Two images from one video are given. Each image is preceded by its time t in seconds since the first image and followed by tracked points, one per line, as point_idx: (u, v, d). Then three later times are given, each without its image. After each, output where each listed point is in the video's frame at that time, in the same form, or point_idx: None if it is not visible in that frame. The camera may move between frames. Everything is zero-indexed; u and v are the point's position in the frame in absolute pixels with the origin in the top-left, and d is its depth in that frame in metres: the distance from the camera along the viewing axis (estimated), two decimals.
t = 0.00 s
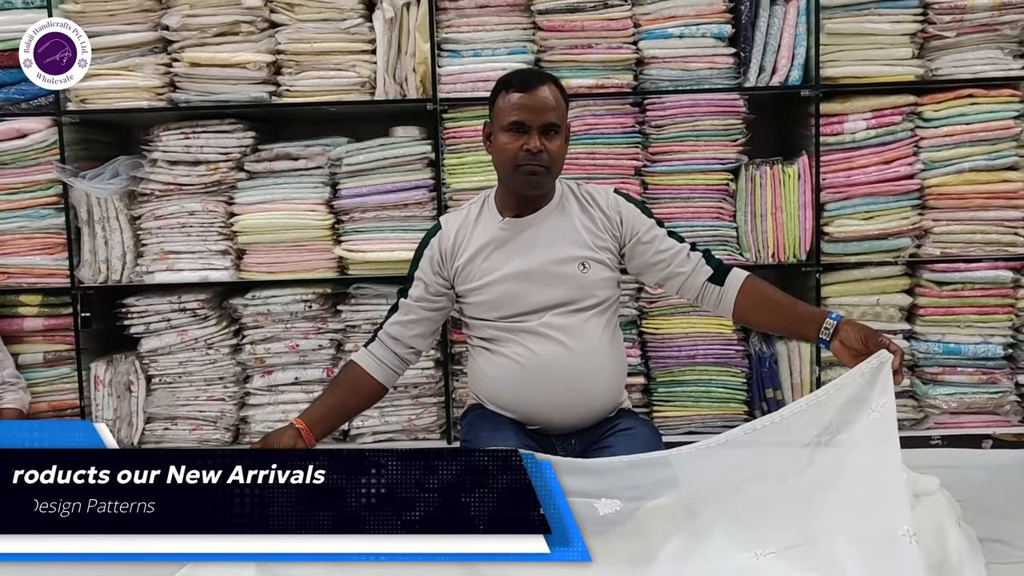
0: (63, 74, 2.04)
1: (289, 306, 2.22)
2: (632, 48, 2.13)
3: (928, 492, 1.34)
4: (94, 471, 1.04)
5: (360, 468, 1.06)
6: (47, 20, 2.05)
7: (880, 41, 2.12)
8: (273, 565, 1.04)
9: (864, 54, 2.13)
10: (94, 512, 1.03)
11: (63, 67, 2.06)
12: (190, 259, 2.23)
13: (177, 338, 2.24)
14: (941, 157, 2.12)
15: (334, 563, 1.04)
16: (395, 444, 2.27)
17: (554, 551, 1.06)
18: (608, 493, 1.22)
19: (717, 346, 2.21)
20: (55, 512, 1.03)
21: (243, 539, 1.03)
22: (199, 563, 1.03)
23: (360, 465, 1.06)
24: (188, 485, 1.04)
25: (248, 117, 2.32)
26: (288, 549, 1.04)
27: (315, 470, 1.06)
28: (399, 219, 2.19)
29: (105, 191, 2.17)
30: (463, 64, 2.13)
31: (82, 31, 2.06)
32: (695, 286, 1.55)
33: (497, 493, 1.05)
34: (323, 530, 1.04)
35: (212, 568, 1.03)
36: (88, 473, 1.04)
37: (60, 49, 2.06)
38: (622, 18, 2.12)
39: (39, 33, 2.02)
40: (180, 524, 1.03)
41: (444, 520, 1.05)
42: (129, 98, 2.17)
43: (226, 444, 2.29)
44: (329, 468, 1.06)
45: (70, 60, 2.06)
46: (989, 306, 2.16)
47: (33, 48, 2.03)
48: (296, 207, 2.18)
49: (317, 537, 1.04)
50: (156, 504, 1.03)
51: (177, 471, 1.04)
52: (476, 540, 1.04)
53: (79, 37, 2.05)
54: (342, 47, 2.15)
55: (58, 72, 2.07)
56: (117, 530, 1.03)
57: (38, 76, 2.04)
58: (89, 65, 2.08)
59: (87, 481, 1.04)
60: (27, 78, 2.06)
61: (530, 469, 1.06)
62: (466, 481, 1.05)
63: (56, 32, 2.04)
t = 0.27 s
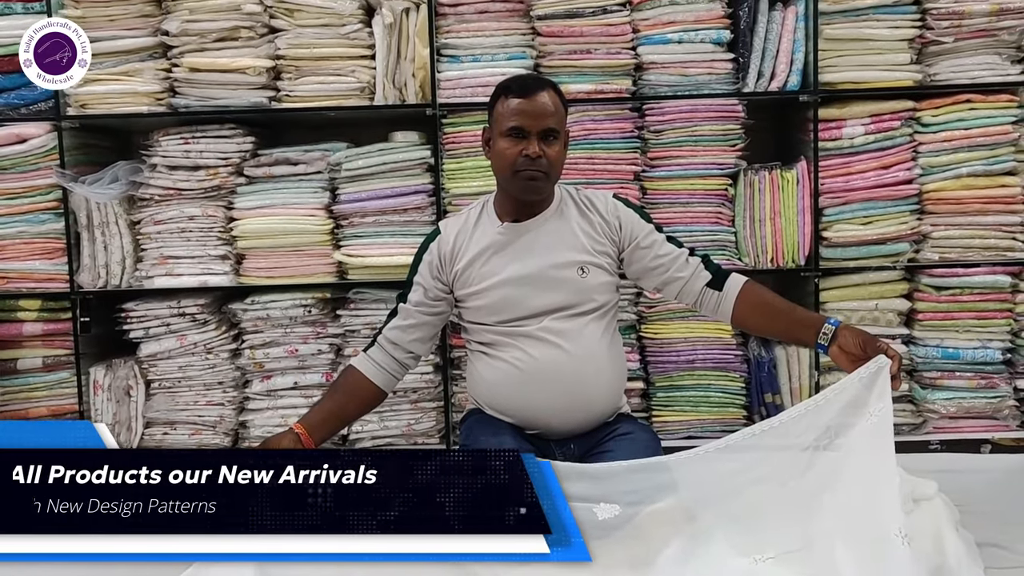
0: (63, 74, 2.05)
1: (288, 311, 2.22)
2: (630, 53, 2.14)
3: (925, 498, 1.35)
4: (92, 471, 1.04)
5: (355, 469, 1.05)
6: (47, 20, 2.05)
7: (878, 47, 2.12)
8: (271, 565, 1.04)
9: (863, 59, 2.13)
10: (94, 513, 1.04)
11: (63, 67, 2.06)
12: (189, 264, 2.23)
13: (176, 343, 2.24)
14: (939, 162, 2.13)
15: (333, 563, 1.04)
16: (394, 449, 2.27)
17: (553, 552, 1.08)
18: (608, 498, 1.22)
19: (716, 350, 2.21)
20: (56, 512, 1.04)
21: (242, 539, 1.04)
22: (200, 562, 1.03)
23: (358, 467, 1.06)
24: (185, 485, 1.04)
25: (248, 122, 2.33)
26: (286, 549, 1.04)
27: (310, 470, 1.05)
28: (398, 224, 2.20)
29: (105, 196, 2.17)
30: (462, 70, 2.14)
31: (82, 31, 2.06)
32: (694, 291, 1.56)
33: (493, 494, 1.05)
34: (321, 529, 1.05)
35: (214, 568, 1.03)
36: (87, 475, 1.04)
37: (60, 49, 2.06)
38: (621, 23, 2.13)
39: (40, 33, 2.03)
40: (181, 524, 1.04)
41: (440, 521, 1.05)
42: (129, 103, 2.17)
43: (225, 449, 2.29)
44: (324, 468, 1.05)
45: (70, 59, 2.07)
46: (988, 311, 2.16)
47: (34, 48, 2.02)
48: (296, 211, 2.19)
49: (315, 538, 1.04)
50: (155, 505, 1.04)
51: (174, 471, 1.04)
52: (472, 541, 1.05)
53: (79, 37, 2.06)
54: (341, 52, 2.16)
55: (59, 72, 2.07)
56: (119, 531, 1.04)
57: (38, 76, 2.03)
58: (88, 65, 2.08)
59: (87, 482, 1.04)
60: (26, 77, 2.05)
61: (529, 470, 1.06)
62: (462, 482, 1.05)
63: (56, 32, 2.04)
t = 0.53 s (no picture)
0: (63, 74, 2.04)
1: (287, 314, 2.22)
2: (631, 57, 2.14)
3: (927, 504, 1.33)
4: (97, 471, 1.05)
5: (360, 470, 1.06)
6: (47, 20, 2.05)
7: (878, 52, 2.13)
8: (270, 565, 1.03)
9: (862, 64, 2.13)
10: (96, 512, 1.04)
11: (63, 67, 2.05)
12: (189, 267, 2.23)
13: (175, 346, 2.23)
14: (939, 167, 2.13)
15: (330, 564, 1.03)
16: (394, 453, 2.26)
17: (553, 552, 1.07)
18: (607, 505, 1.23)
19: (716, 355, 2.21)
20: (56, 512, 1.04)
21: (241, 539, 1.03)
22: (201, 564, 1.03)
23: (360, 468, 1.07)
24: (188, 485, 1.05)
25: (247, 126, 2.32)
26: (284, 549, 1.03)
27: (312, 472, 1.06)
28: (398, 228, 2.19)
29: (104, 200, 2.17)
30: (462, 73, 2.14)
31: (82, 31, 2.06)
32: (693, 296, 1.55)
33: (493, 492, 1.05)
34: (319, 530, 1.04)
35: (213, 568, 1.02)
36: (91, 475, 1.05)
37: (60, 49, 2.06)
38: (621, 28, 2.13)
39: (40, 34, 2.02)
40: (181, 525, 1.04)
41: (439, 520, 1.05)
42: (129, 107, 2.17)
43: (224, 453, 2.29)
44: (328, 469, 1.06)
45: (70, 59, 2.06)
46: (988, 316, 2.16)
47: (34, 48, 2.02)
48: (295, 215, 2.18)
49: (315, 539, 1.04)
50: (155, 506, 1.04)
51: (178, 472, 1.05)
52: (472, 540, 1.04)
53: (79, 37, 2.06)
54: (341, 56, 2.15)
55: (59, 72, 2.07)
56: (122, 532, 1.03)
57: (38, 76, 2.03)
58: (88, 65, 2.07)
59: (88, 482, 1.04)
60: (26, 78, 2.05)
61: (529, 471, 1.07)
62: (460, 481, 1.06)
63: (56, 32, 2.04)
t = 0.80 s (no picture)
0: (64, 74, 2.05)
1: (285, 316, 2.21)
2: (629, 58, 2.14)
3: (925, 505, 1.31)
4: (96, 472, 1.05)
5: (359, 469, 1.06)
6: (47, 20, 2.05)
7: (877, 53, 2.13)
8: (268, 565, 1.03)
9: (861, 65, 2.13)
10: (96, 512, 1.04)
11: (63, 67, 2.05)
12: (187, 268, 2.22)
13: (173, 347, 2.23)
14: (937, 168, 2.13)
15: (328, 564, 1.03)
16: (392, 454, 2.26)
17: (553, 552, 1.07)
18: (606, 506, 1.23)
19: (714, 356, 2.21)
20: (56, 512, 1.04)
21: (239, 539, 1.03)
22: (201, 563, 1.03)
23: (357, 468, 1.06)
24: (187, 485, 1.05)
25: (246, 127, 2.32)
26: (283, 549, 1.03)
27: (310, 472, 1.06)
28: (397, 229, 2.19)
29: (103, 201, 2.16)
30: (461, 74, 2.13)
31: (82, 31, 2.06)
32: (691, 298, 1.55)
33: (492, 492, 1.04)
34: (318, 529, 1.04)
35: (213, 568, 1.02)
36: (91, 475, 1.05)
37: (60, 49, 2.06)
38: (620, 29, 2.13)
39: (40, 33, 2.02)
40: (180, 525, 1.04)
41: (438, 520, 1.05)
42: (127, 107, 2.17)
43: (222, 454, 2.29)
44: (325, 468, 1.06)
45: (70, 59, 2.06)
46: (986, 317, 2.16)
47: (34, 48, 2.02)
48: (294, 216, 2.18)
49: (314, 539, 1.04)
50: (154, 507, 1.04)
51: (177, 472, 1.05)
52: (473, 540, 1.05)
53: (79, 37, 2.06)
54: (340, 57, 2.15)
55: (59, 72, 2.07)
56: (122, 533, 1.03)
57: (38, 76, 2.04)
58: (88, 65, 2.07)
59: (88, 482, 1.04)
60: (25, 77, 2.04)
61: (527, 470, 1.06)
62: (460, 480, 1.05)
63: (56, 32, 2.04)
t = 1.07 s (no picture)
0: (64, 74, 2.09)
1: (284, 315, 2.21)
2: (628, 57, 2.13)
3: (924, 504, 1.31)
4: (96, 471, 1.05)
5: (358, 469, 1.07)
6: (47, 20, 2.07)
7: (875, 51, 2.12)
8: (267, 565, 1.03)
9: (860, 64, 2.13)
10: (95, 513, 1.04)
11: (63, 67, 2.09)
12: (185, 267, 2.22)
13: (171, 347, 2.23)
14: (937, 167, 2.13)
15: (326, 564, 1.03)
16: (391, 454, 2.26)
17: (553, 551, 1.07)
18: (605, 505, 1.22)
19: (713, 355, 2.21)
20: (55, 513, 1.03)
21: (239, 539, 1.03)
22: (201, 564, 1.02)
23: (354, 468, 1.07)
24: (187, 485, 1.05)
25: (244, 126, 2.32)
26: (283, 548, 1.03)
27: (310, 472, 1.06)
28: (395, 228, 2.19)
29: (101, 200, 2.16)
30: (460, 73, 2.13)
31: (82, 31, 2.08)
32: (689, 298, 1.55)
33: (491, 491, 1.05)
34: (318, 529, 1.04)
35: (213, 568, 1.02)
36: (91, 475, 1.05)
37: (60, 49, 2.08)
38: (619, 28, 2.12)
39: (40, 33, 2.05)
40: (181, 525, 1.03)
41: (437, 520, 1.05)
42: (125, 106, 2.17)
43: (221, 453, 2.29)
44: (325, 468, 1.07)
45: (70, 59, 2.09)
46: (985, 316, 2.16)
47: (34, 48, 2.06)
48: (292, 215, 2.18)
49: (314, 539, 1.03)
50: (153, 507, 1.03)
51: (177, 471, 1.05)
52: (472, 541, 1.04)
53: (79, 37, 2.07)
54: (338, 56, 2.15)
55: (58, 71, 2.09)
56: (122, 534, 1.03)
57: (39, 77, 2.08)
58: (88, 65, 2.10)
59: (87, 482, 1.04)
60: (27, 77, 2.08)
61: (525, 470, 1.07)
62: (459, 480, 1.06)
63: (56, 32, 2.06)
